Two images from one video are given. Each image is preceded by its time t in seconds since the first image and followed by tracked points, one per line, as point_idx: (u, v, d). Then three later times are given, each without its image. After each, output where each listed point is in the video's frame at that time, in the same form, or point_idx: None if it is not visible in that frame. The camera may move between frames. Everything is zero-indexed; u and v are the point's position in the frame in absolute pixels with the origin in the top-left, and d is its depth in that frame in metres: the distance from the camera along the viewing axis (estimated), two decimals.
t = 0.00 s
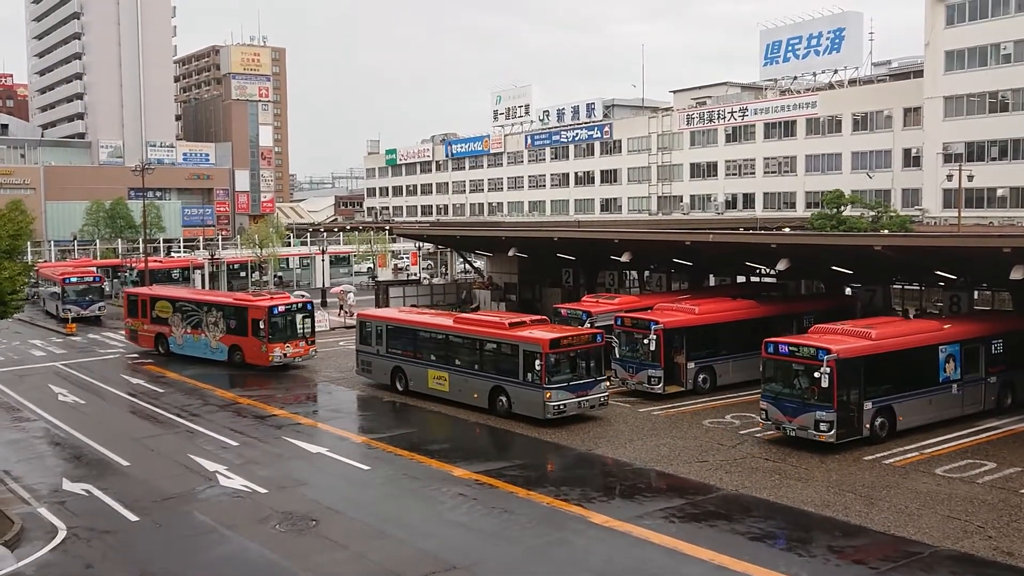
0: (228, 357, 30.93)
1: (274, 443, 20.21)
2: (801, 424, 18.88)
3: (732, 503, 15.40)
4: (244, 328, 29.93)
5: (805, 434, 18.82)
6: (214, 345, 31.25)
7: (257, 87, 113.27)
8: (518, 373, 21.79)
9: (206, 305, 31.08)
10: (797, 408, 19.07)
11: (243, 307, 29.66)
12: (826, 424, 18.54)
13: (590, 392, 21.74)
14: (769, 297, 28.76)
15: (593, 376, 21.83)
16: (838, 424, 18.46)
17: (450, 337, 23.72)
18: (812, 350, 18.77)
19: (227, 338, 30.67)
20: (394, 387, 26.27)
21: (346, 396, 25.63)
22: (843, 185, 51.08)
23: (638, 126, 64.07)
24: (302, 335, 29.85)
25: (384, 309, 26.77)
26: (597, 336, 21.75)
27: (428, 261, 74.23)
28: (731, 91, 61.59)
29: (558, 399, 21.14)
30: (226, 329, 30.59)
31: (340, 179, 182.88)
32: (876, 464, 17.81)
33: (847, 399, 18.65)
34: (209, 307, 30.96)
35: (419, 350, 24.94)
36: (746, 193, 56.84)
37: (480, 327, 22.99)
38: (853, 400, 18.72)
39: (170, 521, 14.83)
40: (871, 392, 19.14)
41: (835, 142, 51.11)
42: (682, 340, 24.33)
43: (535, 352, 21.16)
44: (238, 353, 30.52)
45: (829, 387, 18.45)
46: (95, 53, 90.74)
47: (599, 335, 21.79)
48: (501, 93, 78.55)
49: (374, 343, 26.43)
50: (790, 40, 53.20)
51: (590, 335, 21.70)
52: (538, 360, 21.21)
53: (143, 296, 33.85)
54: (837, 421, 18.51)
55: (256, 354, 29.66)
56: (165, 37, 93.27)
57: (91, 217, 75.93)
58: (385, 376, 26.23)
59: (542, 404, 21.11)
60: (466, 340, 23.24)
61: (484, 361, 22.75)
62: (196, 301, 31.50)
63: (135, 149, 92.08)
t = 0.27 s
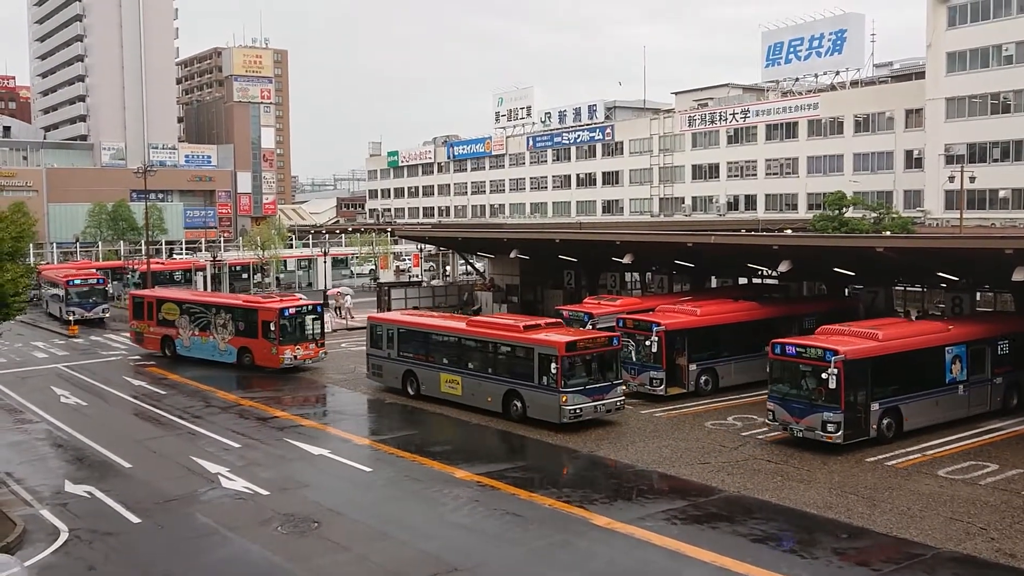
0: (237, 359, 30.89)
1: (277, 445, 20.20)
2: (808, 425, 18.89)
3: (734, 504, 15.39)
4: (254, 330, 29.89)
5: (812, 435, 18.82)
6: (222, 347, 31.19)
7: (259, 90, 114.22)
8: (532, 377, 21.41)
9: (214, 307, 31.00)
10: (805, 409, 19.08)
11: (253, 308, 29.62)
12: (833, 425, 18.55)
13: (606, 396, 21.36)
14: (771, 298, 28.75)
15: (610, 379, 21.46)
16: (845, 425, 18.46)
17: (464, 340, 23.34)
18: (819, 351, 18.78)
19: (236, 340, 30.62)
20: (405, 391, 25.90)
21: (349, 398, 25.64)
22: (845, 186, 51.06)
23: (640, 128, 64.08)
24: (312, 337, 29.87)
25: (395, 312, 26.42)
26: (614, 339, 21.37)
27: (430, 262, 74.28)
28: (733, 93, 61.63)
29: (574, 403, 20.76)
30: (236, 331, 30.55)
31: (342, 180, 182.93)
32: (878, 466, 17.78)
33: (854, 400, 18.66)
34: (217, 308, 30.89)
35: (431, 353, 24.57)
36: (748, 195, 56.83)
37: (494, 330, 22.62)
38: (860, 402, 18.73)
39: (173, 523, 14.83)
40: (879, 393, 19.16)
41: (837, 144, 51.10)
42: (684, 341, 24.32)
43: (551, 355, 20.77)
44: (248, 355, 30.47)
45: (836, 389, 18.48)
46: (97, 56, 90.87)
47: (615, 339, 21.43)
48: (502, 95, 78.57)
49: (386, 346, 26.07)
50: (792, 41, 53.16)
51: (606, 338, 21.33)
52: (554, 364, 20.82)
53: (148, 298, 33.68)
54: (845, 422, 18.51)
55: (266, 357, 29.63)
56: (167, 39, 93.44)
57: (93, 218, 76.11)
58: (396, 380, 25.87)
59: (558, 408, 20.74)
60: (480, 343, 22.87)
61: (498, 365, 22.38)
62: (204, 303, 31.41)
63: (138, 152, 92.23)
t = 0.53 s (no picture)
0: (246, 362, 30.86)
1: (278, 447, 20.19)
2: (814, 427, 18.95)
3: (736, 507, 15.38)
4: (262, 333, 29.89)
5: (818, 437, 18.86)
6: (230, 350, 31.15)
7: (261, 92, 113.51)
8: (549, 381, 21.11)
9: (222, 310, 30.95)
10: (811, 410, 19.14)
11: (262, 311, 29.62)
12: (840, 427, 18.59)
13: (623, 400, 21.06)
14: (773, 301, 28.74)
15: (627, 384, 21.13)
16: (851, 426, 18.50)
17: (478, 344, 23.05)
18: (825, 352, 18.82)
19: (244, 343, 30.59)
20: (417, 396, 25.58)
21: (350, 401, 25.63)
22: (846, 188, 51.05)
23: (641, 130, 64.11)
24: (321, 339, 29.89)
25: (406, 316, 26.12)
26: (631, 343, 21.06)
27: (431, 264, 74.30)
28: (734, 95, 61.69)
29: (591, 408, 20.47)
30: (244, 334, 30.53)
31: (343, 182, 182.98)
32: (880, 468, 17.78)
33: (860, 402, 18.70)
34: (224, 311, 30.86)
35: (444, 358, 24.27)
36: (749, 197, 56.83)
37: (509, 334, 22.33)
38: (866, 403, 18.77)
39: (174, 525, 14.83)
40: (884, 395, 19.20)
41: (838, 146, 51.14)
42: (686, 343, 24.30)
43: (568, 359, 20.49)
44: (256, 358, 30.46)
45: (843, 390, 18.52)
46: (99, 58, 91.00)
47: (632, 343, 21.05)
48: (504, 97, 78.62)
49: (397, 351, 25.75)
50: (793, 44, 53.16)
51: (623, 341, 21.03)
52: (571, 368, 20.55)
53: (152, 301, 33.54)
54: (851, 423, 18.55)
55: (275, 359, 29.64)
56: (169, 42, 93.62)
57: (95, 221, 76.25)
58: (407, 385, 25.54)
59: (575, 413, 20.44)
60: (494, 347, 22.58)
61: (513, 369, 22.08)
62: (211, 306, 31.34)
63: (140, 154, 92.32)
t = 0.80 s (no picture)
0: (254, 365, 30.80)
1: (280, 449, 20.19)
2: (820, 427, 18.98)
3: (739, 509, 15.36)
4: (271, 335, 29.84)
5: (825, 437, 18.87)
6: (239, 353, 31.09)
7: (263, 95, 111.15)
8: (567, 387, 20.48)
9: (230, 313, 30.92)
10: (817, 411, 19.16)
11: (271, 314, 29.62)
12: (846, 428, 18.59)
13: (644, 407, 20.43)
14: (775, 302, 28.69)
15: (648, 389, 20.50)
16: (857, 427, 18.49)
17: (493, 349, 22.45)
18: (831, 353, 18.80)
19: (253, 346, 30.53)
20: (431, 400, 25.07)
21: (353, 403, 25.63)
22: (848, 190, 51.02)
23: (643, 132, 64.12)
24: (330, 342, 29.87)
25: (419, 318, 25.55)
26: (651, 347, 20.42)
27: (433, 266, 74.30)
28: (736, 97, 61.69)
29: (612, 415, 19.82)
30: (253, 337, 30.49)
31: (345, 185, 183.08)
32: (883, 470, 17.74)
33: (866, 403, 18.68)
34: (232, 314, 30.80)
35: (459, 362, 23.70)
36: (751, 199, 56.81)
37: (525, 338, 21.72)
38: (872, 404, 18.75)
39: (176, 528, 14.82)
40: (891, 396, 19.18)
41: (840, 148, 51.09)
42: (688, 346, 24.25)
43: (586, 364, 19.83)
44: (265, 361, 30.40)
45: (849, 391, 18.52)
46: (101, 61, 91.10)
47: (653, 347, 20.53)
48: (505, 99, 78.64)
49: (410, 354, 25.18)
50: (795, 46, 53.13)
51: (643, 345, 20.39)
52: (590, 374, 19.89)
53: (159, 305, 33.44)
54: (857, 424, 18.55)
55: (285, 362, 29.60)
56: (171, 44, 93.77)
57: (98, 223, 76.38)
58: (421, 390, 25.01)
59: (594, 420, 19.80)
60: (509, 351, 22.00)
61: (529, 374, 21.48)
62: (219, 309, 31.30)
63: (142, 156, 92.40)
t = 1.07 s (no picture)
0: (262, 367, 30.78)
1: (281, 451, 20.19)
2: (824, 429, 18.98)
3: (740, 511, 15.35)
4: (279, 337, 29.84)
5: (829, 439, 18.88)
6: (246, 355, 31.09)
7: (264, 96, 111.02)
8: (584, 392, 20.12)
9: (237, 315, 30.91)
10: (821, 412, 19.17)
11: (279, 316, 29.64)
12: (850, 429, 18.61)
13: (662, 412, 20.07)
14: (776, 304, 28.69)
15: (666, 395, 20.14)
16: (861, 428, 18.52)
17: (508, 352, 22.09)
18: (835, 355, 18.83)
19: (260, 347, 30.51)
20: (443, 405, 24.73)
21: (354, 405, 25.64)
22: (849, 192, 51.02)
23: (644, 134, 64.13)
24: (339, 344, 29.92)
25: (431, 321, 25.25)
26: (671, 352, 20.06)
27: (434, 268, 74.29)
28: (737, 99, 61.71)
29: (630, 421, 19.46)
30: (260, 339, 30.47)
31: (345, 187, 183.12)
32: (884, 472, 17.72)
33: (870, 404, 18.69)
34: (240, 316, 30.78)
35: (473, 366, 23.34)
36: (752, 200, 56.81)
37: (541, 342, 21.35)
38: (876, 405, 18.77)
39: (177, 530, 14.82)
40: (894, 397, 19.20)
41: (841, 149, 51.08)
42: (689, 348, 24.27)
43: (605, 370, 19.46)
44: (273, 363, 30.38)
45: (853, 392, 18.53)
46: (103, 63, 91.12)
47: (671, 352, 20.02)
48: (506, 101, 78.71)
49: (422, 358, 24.88)
50: (796, 47, 53.14)
51: (663, 350, 20.01)
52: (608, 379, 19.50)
53: (165, 307, 33.38)
54: (861, 425, 18.56)
55: (293, 364, 29.60)
56: (172, 47, 93.86)
57: (99, 225, 76.43)
58: (434, 394, 24.69)
59: (612, 426, 19.43)
60: (525, 355, 21.64)
61: (545, 379, 21.12)
62: (226, 311, 31.26)
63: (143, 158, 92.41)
